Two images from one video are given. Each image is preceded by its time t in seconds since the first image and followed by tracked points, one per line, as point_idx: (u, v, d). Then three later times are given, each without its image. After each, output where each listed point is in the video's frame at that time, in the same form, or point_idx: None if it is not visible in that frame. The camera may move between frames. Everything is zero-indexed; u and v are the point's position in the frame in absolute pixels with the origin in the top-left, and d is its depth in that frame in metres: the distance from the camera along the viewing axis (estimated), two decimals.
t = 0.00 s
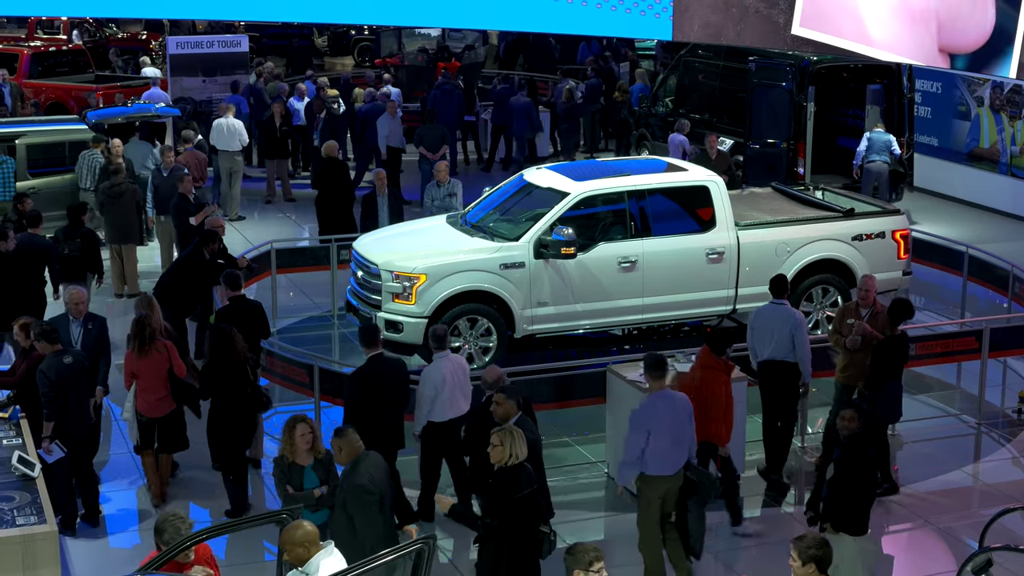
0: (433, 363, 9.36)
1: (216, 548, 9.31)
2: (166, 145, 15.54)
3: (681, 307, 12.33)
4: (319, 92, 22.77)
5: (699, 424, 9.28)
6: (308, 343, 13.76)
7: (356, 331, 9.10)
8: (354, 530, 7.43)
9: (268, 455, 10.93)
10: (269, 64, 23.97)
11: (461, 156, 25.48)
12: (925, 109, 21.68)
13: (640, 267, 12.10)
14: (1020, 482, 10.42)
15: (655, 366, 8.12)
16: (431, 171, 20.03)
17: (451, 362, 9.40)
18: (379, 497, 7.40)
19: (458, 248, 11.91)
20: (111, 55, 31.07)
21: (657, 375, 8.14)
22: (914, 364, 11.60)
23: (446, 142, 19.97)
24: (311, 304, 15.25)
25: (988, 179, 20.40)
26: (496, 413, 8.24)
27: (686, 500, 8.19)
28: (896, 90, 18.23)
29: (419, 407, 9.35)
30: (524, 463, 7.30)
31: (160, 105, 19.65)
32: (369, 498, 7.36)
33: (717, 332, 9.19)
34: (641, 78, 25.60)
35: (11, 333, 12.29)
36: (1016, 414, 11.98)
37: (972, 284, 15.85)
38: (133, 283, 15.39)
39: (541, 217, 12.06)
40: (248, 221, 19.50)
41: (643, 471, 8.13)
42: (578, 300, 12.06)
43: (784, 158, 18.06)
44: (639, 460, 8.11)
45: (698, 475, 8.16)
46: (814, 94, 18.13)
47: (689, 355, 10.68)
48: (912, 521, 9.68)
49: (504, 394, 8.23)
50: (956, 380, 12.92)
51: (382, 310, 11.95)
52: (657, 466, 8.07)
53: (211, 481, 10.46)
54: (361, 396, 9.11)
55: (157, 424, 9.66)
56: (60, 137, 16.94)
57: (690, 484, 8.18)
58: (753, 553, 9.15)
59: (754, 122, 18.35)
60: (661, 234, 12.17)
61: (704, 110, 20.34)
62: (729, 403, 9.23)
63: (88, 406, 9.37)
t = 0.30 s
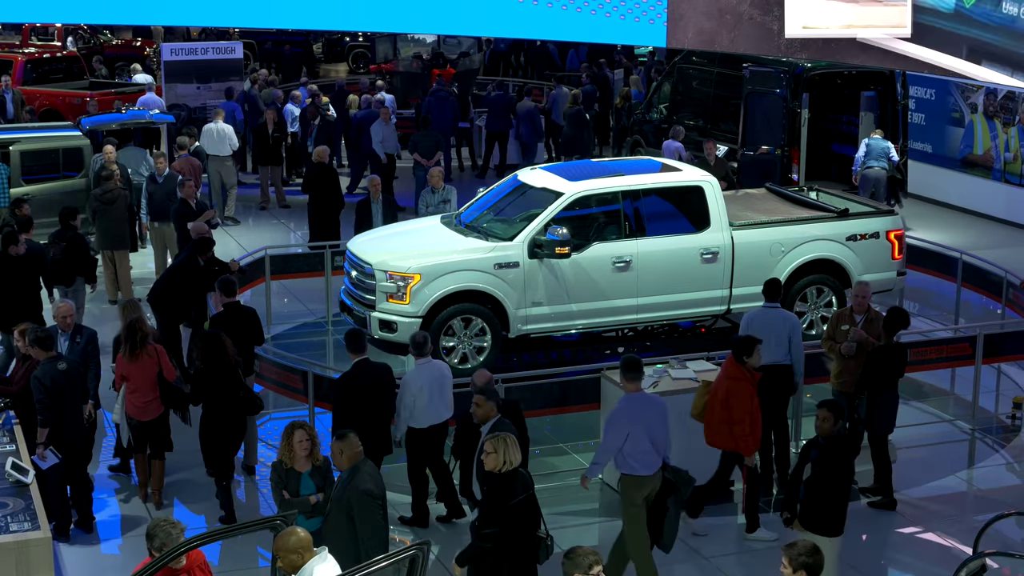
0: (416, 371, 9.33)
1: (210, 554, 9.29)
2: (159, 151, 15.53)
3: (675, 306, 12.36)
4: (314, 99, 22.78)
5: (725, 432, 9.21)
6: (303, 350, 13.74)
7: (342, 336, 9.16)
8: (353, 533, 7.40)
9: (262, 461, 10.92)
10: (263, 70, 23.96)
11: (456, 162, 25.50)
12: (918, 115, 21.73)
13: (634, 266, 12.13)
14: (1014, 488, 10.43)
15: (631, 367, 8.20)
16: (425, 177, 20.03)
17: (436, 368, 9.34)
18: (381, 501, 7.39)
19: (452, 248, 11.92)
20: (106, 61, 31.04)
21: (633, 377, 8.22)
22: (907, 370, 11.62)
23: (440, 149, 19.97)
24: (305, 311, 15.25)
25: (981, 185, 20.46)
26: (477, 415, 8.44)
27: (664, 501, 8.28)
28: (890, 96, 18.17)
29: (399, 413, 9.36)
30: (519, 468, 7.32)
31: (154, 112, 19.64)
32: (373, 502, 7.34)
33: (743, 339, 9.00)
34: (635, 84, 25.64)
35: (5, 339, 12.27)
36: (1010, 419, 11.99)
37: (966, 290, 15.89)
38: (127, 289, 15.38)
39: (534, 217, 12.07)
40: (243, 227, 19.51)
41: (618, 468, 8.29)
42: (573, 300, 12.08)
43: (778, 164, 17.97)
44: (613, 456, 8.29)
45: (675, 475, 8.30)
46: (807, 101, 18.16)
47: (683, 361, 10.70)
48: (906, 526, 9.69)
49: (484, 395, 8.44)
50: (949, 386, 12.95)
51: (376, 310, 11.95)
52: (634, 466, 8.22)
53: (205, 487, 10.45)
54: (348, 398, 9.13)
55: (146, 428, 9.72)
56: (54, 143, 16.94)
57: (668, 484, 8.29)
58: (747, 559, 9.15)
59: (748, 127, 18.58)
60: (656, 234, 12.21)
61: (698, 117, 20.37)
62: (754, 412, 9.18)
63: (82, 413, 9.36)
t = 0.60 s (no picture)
0: (410, 367, 9.30)
1: (209, 551, 9.29)
2: (158, 148, 15.51)
3: (676, 298, 12.37)
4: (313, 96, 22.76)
5: (755, 430, 9.10)
6: (302, 347, 13.74)
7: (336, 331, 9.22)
8: (355, 531, 7.36)
9: (261, 459, 10.91)
10: (264, 68, 23.94)
11: (456, 159, 25.50)
12: (919, 113, 21.72)
13: (634, 258, 12.13)
14: (1014, 486, 10.43)
15: (619, 358, 8.21)
16: (425, 175, 20.03)
17: (432, 365, 9.36)
18: (384, 497, 7.37)
19: (452, 239, 11.91)
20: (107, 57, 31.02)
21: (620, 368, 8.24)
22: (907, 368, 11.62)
23: (440, 146, 19.95)
24: (305, 307, 15.25)
25: (981, 183, 20.45)
26: (453, 411, 8.25)
27: (643, 493, 8.10)
28: (891, 94, 18.20)
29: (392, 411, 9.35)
30: (519, 465, 7.33)
31: (154, 109, 19.64)
32: (376, 497, 7.33)
33: (771, 336, 8.92)
34: (636, 81, 25.61)
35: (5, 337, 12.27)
36: (1010, 417, 11.99)
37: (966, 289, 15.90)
38: (127, 286, 15.37)
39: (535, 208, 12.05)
40: (243, 225, 19.51)
41: (610, 465, 8.29)
42: (574, 291, 12.09)
43: (779, 161, 18.07)
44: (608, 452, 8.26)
45: (653, 467, 8.11)
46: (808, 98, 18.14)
47: (684, 359, 10.68)
48: (905, 525, 9.69)
49: (462, 391, 8.24)
50: (949, 384, 12.96)
51: (377, 301, 11.95)
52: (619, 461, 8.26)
53: (205, 484, 10.45)
54: (340, 393, 9.23)
55: (139, 423, 9.76)
56: (54, 141, 16.93)
57: (646, 476, 8.10)
58: (747, 556, 9.15)
59: (749, 125, 18.57)
60: (656, 226, 12.20)
61: (698, 114, 20.36)
62: (783, 408, 9.09)
63: (82, 411, 9.37)
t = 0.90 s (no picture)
0: (405, 364, 9.30)
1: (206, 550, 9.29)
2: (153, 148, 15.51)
3: (673, 292, 12.38)
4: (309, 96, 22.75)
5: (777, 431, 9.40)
6: (298, 347, 13.72)
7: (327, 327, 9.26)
8: (352, 528, 7.35)
9: (256, 457, 10.90)
10: (260, 67, 23.92)
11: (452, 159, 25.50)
12: (915, 114, 21.74)
13: (631, 252, 12.13)
14: (1010, 486, 10.45)
15: (603, 351, 8.32)
16: (422, 174, 20.03)
17: (426, 362, 9.33)
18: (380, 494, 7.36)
19: (448, 233, 11.92)
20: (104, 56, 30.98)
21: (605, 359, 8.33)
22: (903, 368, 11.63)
23: (437, 146, 19.94)
24: (301, 307, 15.25)
25: (977, 183, 20.47)
26: (427, 407, 8.35)
27: (629, 486, 8.31)
28: (887, 94, 18.26)
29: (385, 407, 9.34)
30: (513, 462, 7.34)
31: (151, 108, 19.63)
32: (373, 494, 7.31)
33: (800, 341, 9.27)
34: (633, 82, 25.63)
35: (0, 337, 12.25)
36: (1006, 418, 12.00)
37: (962, 289, 15.92)
38: (124, 285, 15.37)
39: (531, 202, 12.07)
40: (239, 223, 19.50)
41: (599, 458, 8.26)
42: (571, 284, 12.09)
43: (775, 162, 18.07)
44: (596, 447, 8.25)
45: (638, 463, 8.29)
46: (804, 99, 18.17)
47: (680, 359, 10.67)
48: (901, 524, 9.70)
49: (433, 386, 8.35)
50: (946, 384, 12.98)
51: (373, 294, 11.96)
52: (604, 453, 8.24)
53: (200, 483, 10.45)
54: (328, 388, 9.27)
55: (130, 418, 9.87)
56: (50, 139, 16.92)
57: (630, 470, 8.30)
58: (743, 556, 9.16)
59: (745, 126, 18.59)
60: (653, 220, 12.21)
61: (695, 114, 20.38)
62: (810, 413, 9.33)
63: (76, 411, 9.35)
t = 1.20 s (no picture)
0: (403, 359, 9.25)
1: (205, 548, 9.28)
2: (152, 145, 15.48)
3: (672, 283, 12.37)
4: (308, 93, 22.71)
5: (808, 427, 9.18)
6: (297, 344, 13.71)
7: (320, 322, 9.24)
8: (350, 524, 7.34)
9: (255, 453, 10.89)
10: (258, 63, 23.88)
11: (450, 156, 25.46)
12: (914, 110, 21.72)
13: (630, 243, 12.12)
14: (1009, 483, 10.44)
15: (592, 346, 8.36)
16: (420, 171, 20.00)
17: (423, 358, 9.28)
18: (378, 492, 7.34)
19: (447, 223, 11.91)
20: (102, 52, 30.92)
21: (594, 353, 8.35)
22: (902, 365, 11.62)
23: (435, 143, 19.90)
24: (301, 304, 15.24)
25: (976, 179, 20.45)
26: (407, 402, 8.20)
27: (624, 485, 8.34)
28: (886, 90, 18.45)
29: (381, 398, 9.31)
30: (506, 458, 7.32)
31: (149, 105, 19.58)
32: (370, 491, 7.29)
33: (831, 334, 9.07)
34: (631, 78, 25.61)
35: None
36: (1005, 415, 12.00)
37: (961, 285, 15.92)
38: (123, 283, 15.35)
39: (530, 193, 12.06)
40: (238, 221, 19.49)
41: (578, 449, 8.36)
42: (570, 276, 12.08)
43: (774, 158, 18.04)
44: (578, 439, 8.33)
45: (632, 459, 8.35)
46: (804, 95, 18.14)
47: (679, 356, 10.65)
48: (900, 522, 9.69)
49: (412, 381, 8.17)
50: (945, 381, 12.97)
51: (373, 285, 11.96)
52: (595, 446, 8.30)
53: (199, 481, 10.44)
54: (318, 384, 9.25)
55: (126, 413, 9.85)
56: (48, 137, 16.89)
57: (624, 467, 8.35)
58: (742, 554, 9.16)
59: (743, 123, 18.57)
60: (652, 211, 12.20)
61: (694, 111, 20.36)
62: (837, 407, 9.17)
63: (72, 410, 9.30)
